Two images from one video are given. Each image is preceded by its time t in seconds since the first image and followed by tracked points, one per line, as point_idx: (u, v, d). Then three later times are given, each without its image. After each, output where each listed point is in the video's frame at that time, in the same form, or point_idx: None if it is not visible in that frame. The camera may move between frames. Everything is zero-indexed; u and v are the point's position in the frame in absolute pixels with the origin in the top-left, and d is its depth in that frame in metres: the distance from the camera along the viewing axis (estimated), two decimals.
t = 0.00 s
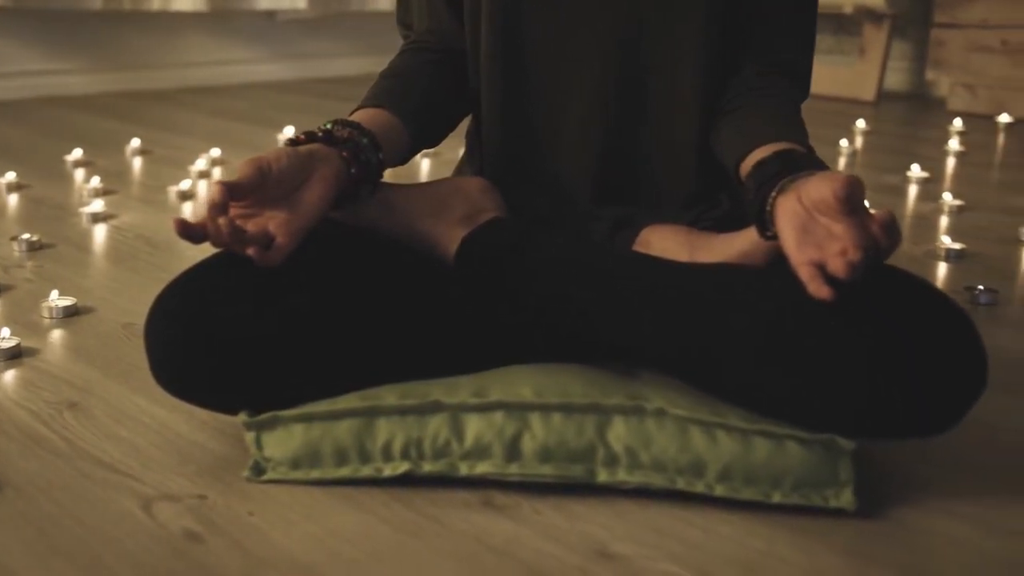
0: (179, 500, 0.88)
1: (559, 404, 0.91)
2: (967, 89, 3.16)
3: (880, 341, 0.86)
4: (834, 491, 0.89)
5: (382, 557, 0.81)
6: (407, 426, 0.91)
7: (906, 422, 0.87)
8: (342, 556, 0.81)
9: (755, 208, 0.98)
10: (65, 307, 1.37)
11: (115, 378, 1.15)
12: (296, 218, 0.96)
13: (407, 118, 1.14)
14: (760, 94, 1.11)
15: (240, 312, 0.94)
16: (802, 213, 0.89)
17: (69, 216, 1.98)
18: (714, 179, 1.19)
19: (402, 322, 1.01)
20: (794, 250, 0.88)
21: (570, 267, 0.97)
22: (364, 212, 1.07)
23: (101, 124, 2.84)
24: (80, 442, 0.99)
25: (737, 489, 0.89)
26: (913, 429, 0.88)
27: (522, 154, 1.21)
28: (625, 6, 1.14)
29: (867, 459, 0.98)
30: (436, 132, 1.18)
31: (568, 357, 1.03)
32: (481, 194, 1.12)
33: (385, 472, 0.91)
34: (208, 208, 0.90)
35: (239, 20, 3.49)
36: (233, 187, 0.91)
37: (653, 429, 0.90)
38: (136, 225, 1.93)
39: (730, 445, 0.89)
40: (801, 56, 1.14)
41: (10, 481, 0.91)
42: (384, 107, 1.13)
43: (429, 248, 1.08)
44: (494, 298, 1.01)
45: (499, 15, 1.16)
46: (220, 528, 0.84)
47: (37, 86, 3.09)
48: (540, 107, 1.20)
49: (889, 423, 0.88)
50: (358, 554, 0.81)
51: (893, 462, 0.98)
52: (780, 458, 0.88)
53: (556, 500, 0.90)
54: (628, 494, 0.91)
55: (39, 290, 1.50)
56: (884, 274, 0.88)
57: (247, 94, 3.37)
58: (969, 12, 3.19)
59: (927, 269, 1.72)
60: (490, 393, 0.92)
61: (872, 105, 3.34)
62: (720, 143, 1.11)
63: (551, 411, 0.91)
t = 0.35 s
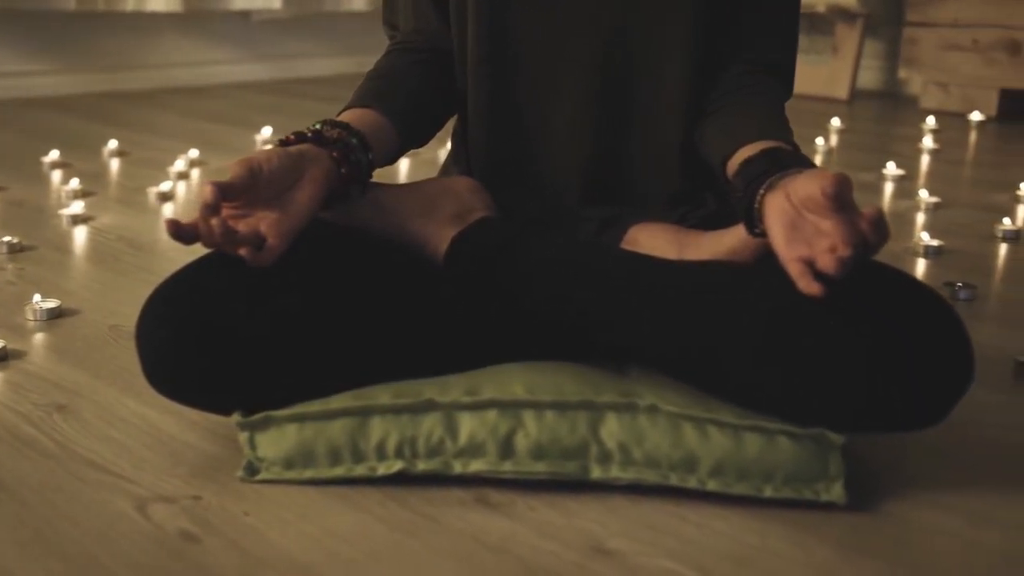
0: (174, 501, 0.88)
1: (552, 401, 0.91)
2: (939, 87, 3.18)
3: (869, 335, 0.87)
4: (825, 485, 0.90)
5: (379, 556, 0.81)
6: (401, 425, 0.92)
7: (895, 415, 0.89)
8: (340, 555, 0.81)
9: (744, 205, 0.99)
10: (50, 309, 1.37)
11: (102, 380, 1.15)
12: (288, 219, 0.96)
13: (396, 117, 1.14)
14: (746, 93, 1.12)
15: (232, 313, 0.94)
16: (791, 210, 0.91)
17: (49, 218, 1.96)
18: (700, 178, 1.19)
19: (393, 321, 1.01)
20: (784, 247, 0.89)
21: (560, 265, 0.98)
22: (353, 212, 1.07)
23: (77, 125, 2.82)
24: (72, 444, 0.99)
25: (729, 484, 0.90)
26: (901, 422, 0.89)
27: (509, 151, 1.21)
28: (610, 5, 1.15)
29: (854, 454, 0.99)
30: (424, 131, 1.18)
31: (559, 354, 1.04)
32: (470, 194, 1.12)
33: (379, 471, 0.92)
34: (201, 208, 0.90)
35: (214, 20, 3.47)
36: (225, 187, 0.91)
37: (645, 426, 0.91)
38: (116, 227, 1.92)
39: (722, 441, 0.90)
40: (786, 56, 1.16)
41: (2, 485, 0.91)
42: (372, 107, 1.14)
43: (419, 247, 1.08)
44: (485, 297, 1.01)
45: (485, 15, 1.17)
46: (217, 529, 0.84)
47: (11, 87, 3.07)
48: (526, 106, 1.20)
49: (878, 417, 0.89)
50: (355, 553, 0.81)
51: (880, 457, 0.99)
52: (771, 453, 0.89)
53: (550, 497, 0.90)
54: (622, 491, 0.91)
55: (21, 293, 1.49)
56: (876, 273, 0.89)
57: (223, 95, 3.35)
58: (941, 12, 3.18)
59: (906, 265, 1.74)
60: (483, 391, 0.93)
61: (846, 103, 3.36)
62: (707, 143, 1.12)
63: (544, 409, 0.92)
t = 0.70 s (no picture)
0: (168, 501, 0.88)
1: (545, 399, 0.92)
2: (914, 86, 3.21)
3: (862, 326, 0.88)
4: (816, 479, 0.90)
5: (376, 553, 0.81)
6: (395, 424, 0.92)
7: (885, 410, 0.90)
8: (336, 554, 0.81)
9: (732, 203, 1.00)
10: (36, 310, 1.36)
11: (91, 381, 1.15)
12: (279, 219, 0.96)
13: (385, 117, 1.14)
14: (731, 92, 1.13)
15: (225, 313, 0.94)
16: (779, 208, 0.92)
17: (29, 220, 1.95)
18: (687, 176, 1.20)
19: (387, 319, 1.01)
20: (774, 244, 0.90)
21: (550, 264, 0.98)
22: (344, 212, 1.07)
23: (55, 127, 2.80)
24: (63, 446, 0.99)
25: (721, 479, 0.90)
26: (891, 416, 0.90)
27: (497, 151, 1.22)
28: (597, 5, 1.16)
29: (843, 449, 1.00)
30: (413, 131, 1.18)
31: (550, 353, 1.05)
32: (459, 193, 1.13)
33: (373, 469, 0.92)
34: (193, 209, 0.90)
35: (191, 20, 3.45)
36: (218, 187, 0.91)
37: (637, 422, 0.91)
38: (98, 228, 1.90)
39: (713, 436, 0.91)
40: (770, 55, 1.17)
41: None
42: (362, 107, 1.14)
43: (409, 246, 1.08)
44: (476, 296, 1.02)
45: (472, 15, 1.17)
46: (212, 529, 0.84)
47: None
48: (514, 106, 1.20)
49: (867, 411, 0.90)
50: (351, 551, 0.82)
51: (868, 452, 1.00)
52: (763, 448, 0.90)
53: (543, 494, 0.91)
54: (615, 487, 0.92)
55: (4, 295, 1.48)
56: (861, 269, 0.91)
57: (201, 95, 3.33)
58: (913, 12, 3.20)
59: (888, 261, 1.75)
60: (476, 389, 0.93)
61: (823, 101, 3.38)
62: (693, 142, 1.13)
63: (538, 406, 0.92)
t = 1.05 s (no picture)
0: (162, 501, 0.88)
1: (536, 396, 0.93)
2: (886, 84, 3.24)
3: (848, 322, 0.89)
4: (805, 473, 0.92)
5: (371, 550, 0.82)
6: (387, 422, 0.92)
7: (875, 402, 0.90)
8: (332, 551, 0.82)
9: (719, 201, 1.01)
10: (18, 312, 1.35)
11: (78, 382, 1.14)
12: (270, 217, 0.96)
13: (372, 117, 1.14)
14: (714, 90, 1.15)
15: (216, 313, 0.94)
16: (768, 205, 0.93)
17: (8, 222, 1.94)
18: (672, 174, 1.21)
19: (378, 317, 1.02)
20: (762, 241, 0.92)
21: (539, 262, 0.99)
22: (332, 211, 1.08)
23: (29, 128, 2.78)
24: (53, 447, 0.98)
25: (712, 474, 0.91)
26: (881, 408, 0.91)
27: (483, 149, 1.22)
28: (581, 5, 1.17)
29: (828, 443, 1.01)
30: (400, 130, 1.19)
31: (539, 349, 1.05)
32: (446, 191, 1.13)
33: (366, 467, 0.92)
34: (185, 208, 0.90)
35: (166, 21, 3.43)
36: (210, 187, 0.91)
37: (628, 418, 0.92)
38: (77, 229, 1.89)
39: (704, 432, 0.91)
40: (750, 54, 1.18)
41: None
42: (349, 106, 1.14)
43: (398, 245, 1.09)
44: (465, 294, 1.02)
45: (458, 15, 1.17)
46: (207, 528, 0.84)
47: None
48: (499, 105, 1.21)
49: (858, 404, 0.90)
50: (347, 549, 0.82)
51: (853, 445, 1.02)
52: (753, 442, 0.91)
53: (535, 490, 0.91)
54: (607, 483, 0.93)
55: None
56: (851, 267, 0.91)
57: (176, 96, 3.32)
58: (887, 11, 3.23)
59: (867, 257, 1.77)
60: (467, 387, 0.94)
61: (797, 100, 3.41)
62: (678, 140, 1.15)
63: (529, 403, 0.93)
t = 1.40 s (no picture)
0: (157, 501, 0.88)
1: (529, 392, 0.93)
2: (863, 82, 3.26)
3: (835, 316, 0.90)
4: (796, 466, 0.93)
5: (368, 546, 0.82)
6: (381, 419, 0.93)
7: (862, 396, 0.92)
8: (329, 547, 0.82)
9: (708, 197, 1.02)
10: (4, 313, 1.34)
11: (68, 383, 1.14)
12: (262, 215, 0.96)
13: (361, 116, 1.15)
14: (700, 88, 1.16)
15: (209, 312, 0.94)
16: (756, 202, 0.94)
17: None
18: (658, 171, 1.22)
19: (370, 314, 1.01)
20: (752, 238, 0.93)
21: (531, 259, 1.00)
22: (323, 210, 1.08)
23: (7, 129, 2.76)
24: (45, 448, 0.98)
25: (704, 468, 0.92)
26: (868, 402, 0.93)
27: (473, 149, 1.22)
28: (569, 3, 1.18)
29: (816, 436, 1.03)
30: (389, 129, 1.19)
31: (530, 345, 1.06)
32: (437, 188, 1.13)
33: (360, 465, 0.93)
34: (178, 207, 0.91)
35: (143, 20, 3.42)
36: (203, 185, 0.91)
37: (621, 413, 0.93)
38: (59, 230, 1.89)
39: (695, 427, 0.92)
40: (736, 52, 1.19)
41: None
42: (338, 105, 1.14)
43: (388, 243, 1.09)
44: (457, 292, 1.03)
45: (446, 13, 1.18)
46: (204, 527, 0.85)
47: None
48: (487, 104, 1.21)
49: (844, 397, 0.92)
50: (344, 545, 0.82)
51: (840, 439, 1.03)
52: (744, 437, 0.92)
53: (529, 485, 0.92)
54: (600, 478, 0.94)
55: None
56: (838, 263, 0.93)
57: (154, 96, 3.30)
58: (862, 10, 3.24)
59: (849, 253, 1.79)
60: (460, 383, 0.94)
61: (775, 98, 3.43)
62: (665, 138, 1.15)
63: (523, 400, 0.93)
